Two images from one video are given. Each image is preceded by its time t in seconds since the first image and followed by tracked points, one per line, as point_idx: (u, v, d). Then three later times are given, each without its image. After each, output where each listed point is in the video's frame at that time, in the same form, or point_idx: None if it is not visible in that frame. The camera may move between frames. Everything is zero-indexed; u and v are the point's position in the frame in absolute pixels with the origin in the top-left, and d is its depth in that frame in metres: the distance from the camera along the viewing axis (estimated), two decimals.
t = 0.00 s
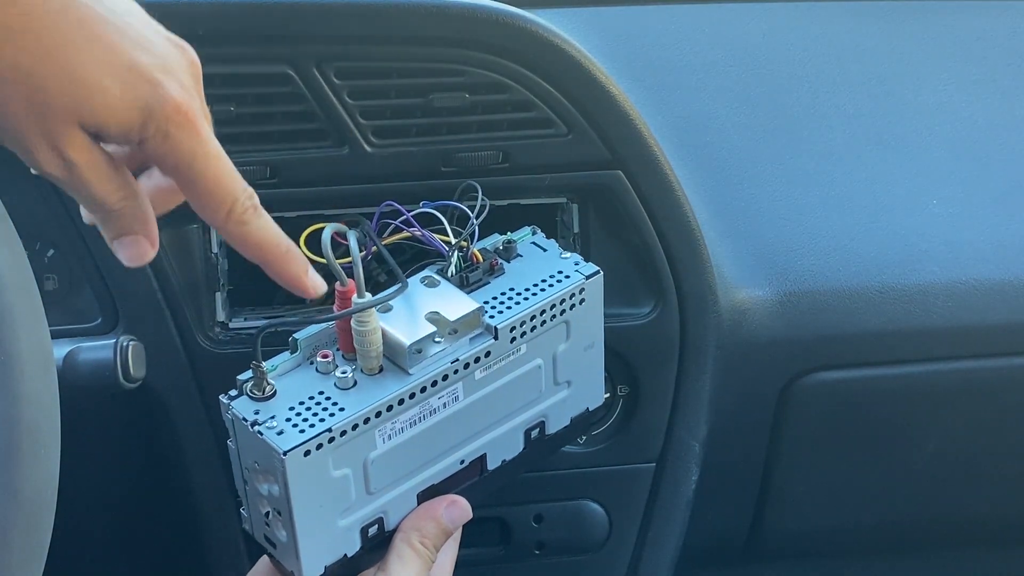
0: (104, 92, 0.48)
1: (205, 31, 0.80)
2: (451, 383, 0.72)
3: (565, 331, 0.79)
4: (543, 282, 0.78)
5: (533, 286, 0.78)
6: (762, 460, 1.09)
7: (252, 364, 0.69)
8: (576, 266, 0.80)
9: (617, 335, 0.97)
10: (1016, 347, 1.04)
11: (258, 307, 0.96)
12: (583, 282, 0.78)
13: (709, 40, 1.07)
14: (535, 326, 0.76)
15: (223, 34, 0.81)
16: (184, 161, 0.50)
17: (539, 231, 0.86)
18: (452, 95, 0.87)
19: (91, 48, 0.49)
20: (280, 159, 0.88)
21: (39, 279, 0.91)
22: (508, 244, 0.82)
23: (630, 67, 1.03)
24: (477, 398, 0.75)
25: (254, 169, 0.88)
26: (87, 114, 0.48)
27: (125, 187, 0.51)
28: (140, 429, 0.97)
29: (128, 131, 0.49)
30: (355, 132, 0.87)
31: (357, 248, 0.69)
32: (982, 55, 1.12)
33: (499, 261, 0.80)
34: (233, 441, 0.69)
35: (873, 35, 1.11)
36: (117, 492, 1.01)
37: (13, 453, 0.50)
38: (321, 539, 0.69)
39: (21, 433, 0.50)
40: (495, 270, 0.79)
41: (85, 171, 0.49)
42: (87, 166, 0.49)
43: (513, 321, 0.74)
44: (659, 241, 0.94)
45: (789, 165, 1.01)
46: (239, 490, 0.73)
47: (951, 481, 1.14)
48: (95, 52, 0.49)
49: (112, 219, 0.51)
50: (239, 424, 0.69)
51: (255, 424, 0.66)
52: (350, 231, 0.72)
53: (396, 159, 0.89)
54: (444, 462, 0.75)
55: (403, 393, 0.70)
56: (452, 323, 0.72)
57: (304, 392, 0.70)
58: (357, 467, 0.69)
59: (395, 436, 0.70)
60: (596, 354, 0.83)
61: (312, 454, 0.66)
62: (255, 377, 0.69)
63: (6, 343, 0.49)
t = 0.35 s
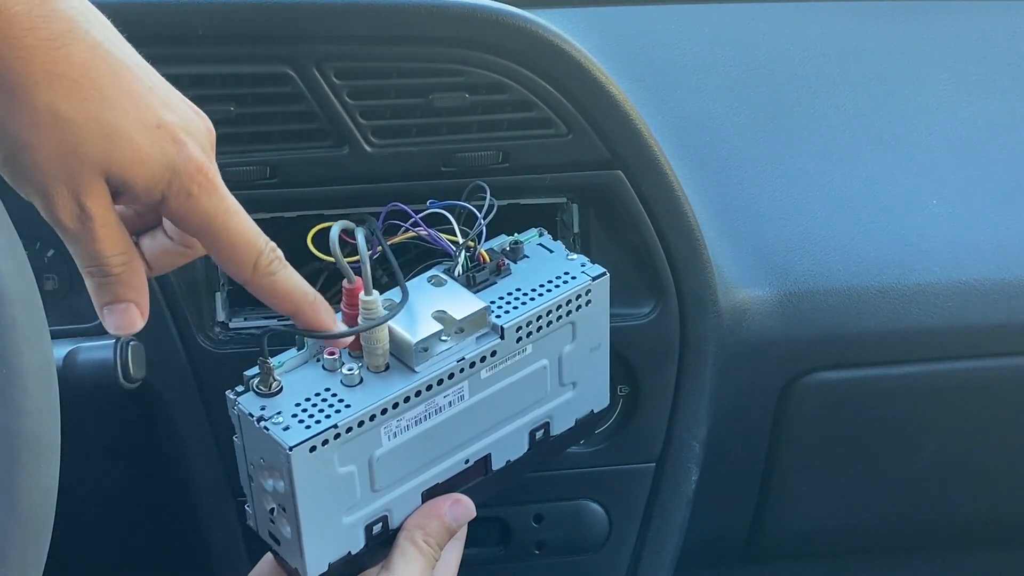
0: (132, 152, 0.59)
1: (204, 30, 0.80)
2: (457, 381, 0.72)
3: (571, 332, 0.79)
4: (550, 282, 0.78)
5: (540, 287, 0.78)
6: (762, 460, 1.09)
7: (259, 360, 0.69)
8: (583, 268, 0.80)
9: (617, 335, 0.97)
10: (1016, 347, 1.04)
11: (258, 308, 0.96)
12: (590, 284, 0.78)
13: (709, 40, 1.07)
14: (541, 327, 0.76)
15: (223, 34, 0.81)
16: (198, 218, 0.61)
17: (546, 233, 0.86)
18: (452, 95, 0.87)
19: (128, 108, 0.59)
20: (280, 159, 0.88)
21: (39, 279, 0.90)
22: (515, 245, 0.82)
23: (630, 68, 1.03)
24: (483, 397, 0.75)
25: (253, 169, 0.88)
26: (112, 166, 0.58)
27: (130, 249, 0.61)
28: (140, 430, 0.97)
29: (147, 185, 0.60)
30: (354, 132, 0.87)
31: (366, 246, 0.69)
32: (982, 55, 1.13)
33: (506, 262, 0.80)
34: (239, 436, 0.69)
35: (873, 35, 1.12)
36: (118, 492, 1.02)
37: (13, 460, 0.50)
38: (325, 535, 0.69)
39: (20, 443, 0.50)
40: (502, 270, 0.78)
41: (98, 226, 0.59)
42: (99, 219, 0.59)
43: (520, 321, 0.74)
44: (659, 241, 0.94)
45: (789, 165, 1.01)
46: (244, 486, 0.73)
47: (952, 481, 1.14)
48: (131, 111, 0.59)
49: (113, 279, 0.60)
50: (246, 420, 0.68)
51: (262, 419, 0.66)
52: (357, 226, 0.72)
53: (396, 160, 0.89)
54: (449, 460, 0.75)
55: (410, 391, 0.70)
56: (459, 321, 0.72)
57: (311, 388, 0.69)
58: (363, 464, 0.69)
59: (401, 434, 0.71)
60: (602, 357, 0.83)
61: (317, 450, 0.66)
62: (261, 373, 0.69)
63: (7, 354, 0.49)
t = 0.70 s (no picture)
0: (111, 189, 0.63)
1: (204, 30, 0.80)
2: (446, 382, 0.72)
3: (559, 325, 0.79)
4: (536, 275, 0.78)
5: (526, 280, 0.77)
6: (762, 461, 1.09)
7: (244, 372, 0.69)
8: (569, 259, 0.80)
9: (617, 335, 0.97)
10: (1016, 348, 1.04)
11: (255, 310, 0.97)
12: (576, 274, 0.78)
13: (709, 40, 1.07)
14: (528, 321, 0.76)
15: (223, 33, 0.81)
16: (167, 257, 0.66)
17: (531, 224, 0.86)
18: (452, 95, 0.87)
19: (115, 142, 0.64)
20: (281, 160, 0.88)
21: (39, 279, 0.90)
22: (499, 240, 0.81)
23: (631, 67, 1.03)
24: (473, 395, 0.75)
25: (254, 169, 0.88)
26: (94, 196, 0.63)
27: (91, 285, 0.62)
28: (140, 429, 0.97)
29: (122, 219, 0.64)
30: (355, 132, 0.87)
31: (343, 254, 0.69)
32: (982, 55, 1.13)
33: (490, 256, 0.80)
34: (230, 449, 0.70)
35: (874, 35, 1.12)
36: (118, 492, 1.02)
37: (13, 471, 0.47)
38: (322, 542, 0.69)
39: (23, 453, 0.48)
40: (487, 266, 0.79)
41: (67, 254, 0.61)
42: (70, 247, 0.62)
43: (506, 318, 0.74)
44: (659, 242, 0.94)
45: (789, 165, 1.01)
46: (239, 497, 0.74)
47: (951, 481, 1.14)
48: (117, 146, 0.64)
49: (68, 311, 0.61)
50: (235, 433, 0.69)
51: (249, 432, 0.67)
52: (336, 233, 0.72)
53: (396, 160, 0.89)
54: (442, 460, 0.75)
55: (397, 394, 0.69)
56: (442, 322, 0.72)
57: (297, 397, 0.70)
58: (354, 469, 0.69)
59: (391, 437, 0.71)
60: (593, 346, 0.82)
61: (306, 460, 0.66)
62: (248, 386, 0.69)
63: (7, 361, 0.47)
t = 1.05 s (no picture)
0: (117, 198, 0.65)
1: (205, 31, 0.80)
2: (442, 376, 0.72)
3: (556, 319, 0.79)
4: (532, 270, 0.78)
5: (522, 275, 0.78)
6: (762, 461, 1.09)
7: (239, 366, 0.69)
8: (565, 253, 0.80)
9: (616, 334, 0.97)
10: (1017, 348, 1.04)
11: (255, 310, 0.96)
12: (572, 269, 0.78)
13: (709, 40, 1.07)
14: (525, 316, 0.76)
15: (223, 34, 0.81)
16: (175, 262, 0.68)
17: (529, 220, 0.86)
18: (452, 96, 0.87)
19: (120, 148, 0.65)
20: (281, 160, 0.88)
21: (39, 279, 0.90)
22: (496, 235, 0.82)
23: (631, 67, 1.03)
24: (470, 390, 0.75)
25: (254, 169, 0.88)
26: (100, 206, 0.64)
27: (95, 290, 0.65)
28: (140, 429, 0.97)
29: (129, 226, 0.66)
30: (355, 132, 0.87)
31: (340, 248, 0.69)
32: (982, 55, 1.13)
33: (487, 252, 0.79)
34: (226, 443, 0.69)
35: (874, 35, 1.12)
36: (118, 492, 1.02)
37: (12, 473, 0.48)
38: (319, 536, 0.69)
39: (22, 455, 0.48)
40: (483, 261, 0.78)
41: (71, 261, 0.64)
42: (74, 253, 0.64)
43: (502, 312, 0.74)
44: (658, 241, 0.94)
45: (789, 165, 1.01)
46: (236, 493, 0.73)
47: (951, 481, 1.14)
48: (122, 152, 0.65)
49: (74, 317, 0.64)
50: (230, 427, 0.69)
51: (244, 426, 0.67)
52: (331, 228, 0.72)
53: (395, 159, 0.89)
54: (439, 455, 0.75)
55: (393, 388, 0.69)
56: (439, 316, 0.71)
57: (292, 391, 0.70)
58: (350, 463, 0.69)
59: (387, 431, 0.71)
60: (590, 341, 0.83)
61: (301, 453, 0.66)
62: (244, 379, 0.69)
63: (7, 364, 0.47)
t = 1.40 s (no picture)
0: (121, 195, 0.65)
1: (204, 31, 0.80)
2: (444, 376, 0.72)
3: (557, 319, 0.79)
4: (534, 270, 0.78)
5: (524, 275, 0.77)
6: (762, 461, 1.09)
7: (243, 367, 0.69)
8: (567, 253, 0.80)
9: (617, 335, 0.97)
10: (1017, 348, 1.04)
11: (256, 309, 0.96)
12: (574, 269, 0.78)
13: (708, 39, 1.07)
14: (527, 316, 0.76)
15: (223, 34, 0.81)
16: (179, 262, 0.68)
17: (529, 219, 0.86)
18: (452, 96, 0.87)
19: (123, 144, 0.66)
20: (281, 160, 0.88)
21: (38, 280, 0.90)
22: (497, 234, 0.82)
23: (631, 67, 1.03)
24: (473, 390, 0.75)
25: (254, 169, 0.88)
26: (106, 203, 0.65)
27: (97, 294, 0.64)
28: (140, 430, 0.97)
29: (133, 224, 0.66)
30: (355, 132, 0.87)
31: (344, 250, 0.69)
32: (981, 55, 1.13)
33: (488, 253, 0.79)
34: (229, 444, 0.69)
35: (874, 35, 1.12)
36: (118, 492, 1.02)
37: (13, 475, 0.47)
38: (323, 537, 0.69)
39: (23, 458, 0.48)
40: (484, 261, 0.78)
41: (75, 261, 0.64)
42: (77, 251, 0.64)
43: (505, 312, 0.74)
44: (659, 242, 0.94)
45: (790, 165, 1.01)
46: (238, 493, 0.73)
47: (951, 481, 1.14)
48: (126, 148, 0.66)
49: (75, 320, 0.62)
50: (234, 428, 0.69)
51: (249, 427, 0.66)
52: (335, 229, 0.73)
53: (396, 160, 0.89)
54: (441, 456, 0.75)
55: (396, 389, 0.69)
56: (441, 317, 0.72)
57: (297, 393, 0.70)
58: (353, 464, 0.69)
59: (391, 432, 0.70)
60: (591, 341, 0.83)
61: (306, 454, 0.66)
62: (247, 380, 0.69)
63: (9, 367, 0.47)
